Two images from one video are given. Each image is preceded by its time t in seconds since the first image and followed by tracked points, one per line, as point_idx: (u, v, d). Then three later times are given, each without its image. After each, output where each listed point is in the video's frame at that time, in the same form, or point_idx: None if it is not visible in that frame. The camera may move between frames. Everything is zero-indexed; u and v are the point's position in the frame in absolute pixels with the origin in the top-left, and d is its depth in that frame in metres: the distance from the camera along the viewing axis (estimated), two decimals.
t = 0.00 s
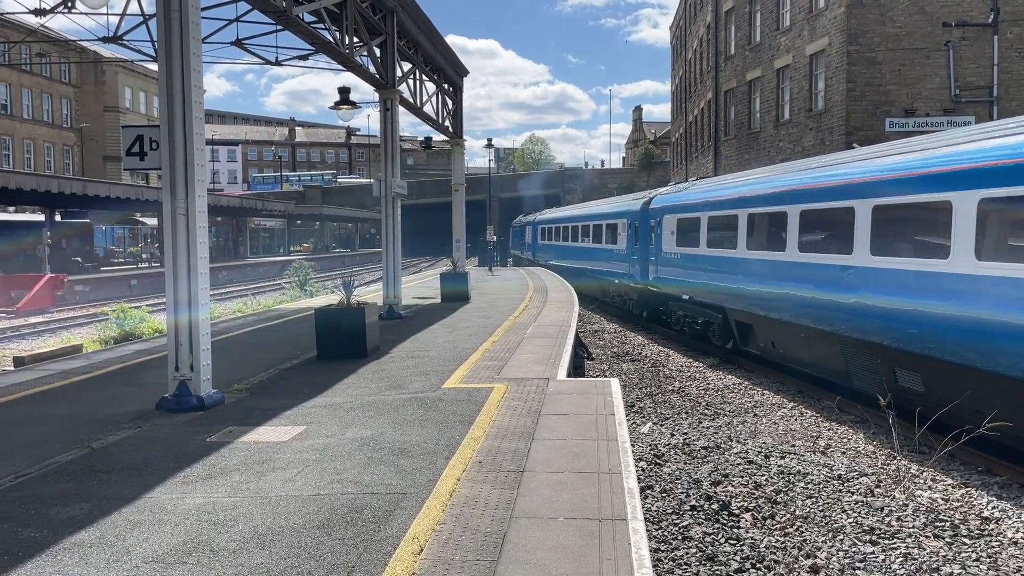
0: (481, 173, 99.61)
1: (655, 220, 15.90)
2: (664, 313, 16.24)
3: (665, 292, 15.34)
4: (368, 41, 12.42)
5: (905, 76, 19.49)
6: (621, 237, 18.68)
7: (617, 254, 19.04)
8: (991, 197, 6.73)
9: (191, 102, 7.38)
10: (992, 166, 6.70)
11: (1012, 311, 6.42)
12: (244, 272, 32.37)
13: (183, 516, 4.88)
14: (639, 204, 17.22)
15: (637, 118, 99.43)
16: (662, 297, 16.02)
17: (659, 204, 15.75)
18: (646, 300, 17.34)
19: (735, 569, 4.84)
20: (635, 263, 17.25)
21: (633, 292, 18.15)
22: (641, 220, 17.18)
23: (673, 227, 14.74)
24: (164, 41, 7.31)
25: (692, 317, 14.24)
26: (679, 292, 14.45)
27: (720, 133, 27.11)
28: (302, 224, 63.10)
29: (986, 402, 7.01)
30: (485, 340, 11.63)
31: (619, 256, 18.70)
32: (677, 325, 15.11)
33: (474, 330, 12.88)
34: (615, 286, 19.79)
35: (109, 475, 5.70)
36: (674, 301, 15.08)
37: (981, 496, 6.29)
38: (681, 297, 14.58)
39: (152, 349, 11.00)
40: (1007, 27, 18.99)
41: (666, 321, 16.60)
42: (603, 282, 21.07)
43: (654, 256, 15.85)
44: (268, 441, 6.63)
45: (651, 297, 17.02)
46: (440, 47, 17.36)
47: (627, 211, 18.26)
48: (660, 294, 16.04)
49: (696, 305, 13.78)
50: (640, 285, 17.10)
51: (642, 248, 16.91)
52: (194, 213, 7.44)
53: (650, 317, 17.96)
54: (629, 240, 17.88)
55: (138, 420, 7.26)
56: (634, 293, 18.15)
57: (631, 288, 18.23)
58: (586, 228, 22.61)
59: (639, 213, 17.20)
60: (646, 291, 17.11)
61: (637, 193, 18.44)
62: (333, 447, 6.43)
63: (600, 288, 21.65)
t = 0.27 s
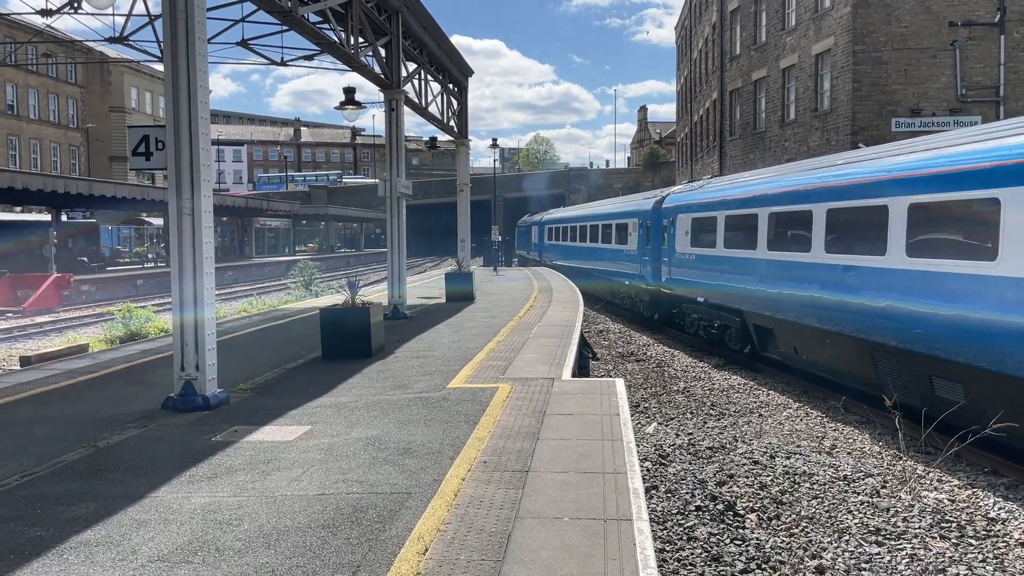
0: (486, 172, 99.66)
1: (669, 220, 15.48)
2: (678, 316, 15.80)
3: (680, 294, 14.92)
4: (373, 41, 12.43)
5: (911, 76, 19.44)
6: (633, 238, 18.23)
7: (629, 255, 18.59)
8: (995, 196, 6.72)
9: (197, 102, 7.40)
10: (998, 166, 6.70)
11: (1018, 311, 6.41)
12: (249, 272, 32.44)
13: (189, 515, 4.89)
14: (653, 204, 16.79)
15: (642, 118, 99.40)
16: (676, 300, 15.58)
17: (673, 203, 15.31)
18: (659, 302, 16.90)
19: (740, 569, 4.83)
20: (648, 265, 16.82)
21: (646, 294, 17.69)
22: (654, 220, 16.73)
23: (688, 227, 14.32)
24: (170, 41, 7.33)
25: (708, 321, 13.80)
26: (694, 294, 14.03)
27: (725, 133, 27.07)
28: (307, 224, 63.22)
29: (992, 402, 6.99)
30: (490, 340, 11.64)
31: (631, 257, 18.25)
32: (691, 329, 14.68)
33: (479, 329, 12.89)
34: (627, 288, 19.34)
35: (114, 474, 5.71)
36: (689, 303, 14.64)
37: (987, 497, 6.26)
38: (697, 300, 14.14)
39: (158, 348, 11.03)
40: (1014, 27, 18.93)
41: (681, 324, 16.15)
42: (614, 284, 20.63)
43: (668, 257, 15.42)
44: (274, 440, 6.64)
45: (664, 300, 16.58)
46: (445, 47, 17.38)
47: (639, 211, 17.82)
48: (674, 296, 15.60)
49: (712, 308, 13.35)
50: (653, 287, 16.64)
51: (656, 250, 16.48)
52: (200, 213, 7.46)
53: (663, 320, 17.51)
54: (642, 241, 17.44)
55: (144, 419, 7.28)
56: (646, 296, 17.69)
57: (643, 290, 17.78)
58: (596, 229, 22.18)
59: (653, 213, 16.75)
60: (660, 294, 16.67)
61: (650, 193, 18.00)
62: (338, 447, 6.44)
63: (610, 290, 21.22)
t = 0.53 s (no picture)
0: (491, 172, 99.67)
1: (681, 219, 14.99)
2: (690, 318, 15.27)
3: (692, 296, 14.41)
4: (377, 41, 12.44)
5: (917, 75, 19.39)
6: (642, 238, 17.70)
7: (638, 255, 18.05)
8: (1002, 196, 6.70)
9: (202, 102, 7.42)
10: (1002, 165, 6.69)
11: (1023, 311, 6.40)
12: (255, 271, 32.50)
13: (194, 515, 4.90)
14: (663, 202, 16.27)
15: (647, 118, 99.27)
16: (687, 302, 15.07)
17: (685, 202, 14.80)
18: (670, 304, 16.38)
19: (745, 569, 4.83)
20: (658, 265, 16.30)
21: (656, 296, 17.15)
22: (665, 220, 16.22)
23: (702, 227, 13.84)
24: (175, 41, 7.34)
25: (722, 324, 13.29)
26: (707, 296, 13.53)
27: (730, 133, 27.03)
28: (312, 224, 63.31)
29: (997, 401, 6.99)
30: (494, 339, 11.65)
31: (640, 258, 17.72)
32: (704, 332, 14.15)
33: (483, 329, 12.91)
34: (636, 289, 18.80)
35: (120, 473, 5.73)
36: (701, 306, 14.13)
37: (993, 497, 6.24)
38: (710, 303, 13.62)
39: (164, 348, 11.07)
40: (1020, 26, 18.87)
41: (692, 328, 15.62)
42: (623, 285, 20.08)
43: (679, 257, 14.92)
44: (279, 439, 6.65)
45: (675, 302, 16.05)
46: (450, 47, 17.40)
47: (649, 210, 17.29)
48: (686, 298, 15.08)
49: (726, 311, 12.85)
50: (664, 289, 16.12)
51: (667, 250, 15.96)
52: (206, 212, 7.48)
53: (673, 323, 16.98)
54: (652, 241, 16.92)
55: (149, 418, 7.30)
56: (656, 298, 17.13)
57: (654, 292, 17.25)
58: (603, 229, 21.66)
59: (664, 211, 16.23)
60: (670, 296, 16.15)
61: (660, 191, 17.47)
62: (343, 446, 6.45)
63: (618, 292, 20.69)
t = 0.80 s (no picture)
0: (494, 172, 99.68)
1: (695, 217, 14.60)
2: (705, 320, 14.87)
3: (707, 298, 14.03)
4: (381, 41, 12.44)
5: (921, 75, 19.36)
6: (655, 237, 17.29)
7: (649, 255, 17.65)
8: (1005, 196, 6.70)
9: (207, 102, 7.43)
10: (1007, 165, 6.67)
11: None
12: (259, 271, 32.54)
13: (198, 513, 4.91)
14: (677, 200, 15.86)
15: (651, 117, 99.23)
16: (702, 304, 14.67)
17: (701, 200, 14.39)
18: (683, 306, 15.99)
19: (749, 569, 4.82)
20: (671, 266, 15.91)
21: (669, 297, 16.75)
22: (679, 219, 15.81)
23: (717, 226, 13.45)
24: (181, 41, 7.36)
25: (739, 327, 12.90)
26: (724, 298, 13.15)
27: (734, 132, 27.01)
28: (317, 223, 63.37)
29: (1003, 402, 6.96)
30: (498, 339, 11.65)
31: (653, 258, 17.30)
32: (719, 335, 13.76)
33: (487, 329, 12.91)
34: (648, 290, 18.39)
35: (124, 472, 5.74)
36: (717, 308, 13.75)
37: (998, 497, 6.23)
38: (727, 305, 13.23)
39: (169, 347, 11.08)
40: None
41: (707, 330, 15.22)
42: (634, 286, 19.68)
43: (694, 258, 14.53)
44: (283, 438, 6.66)
45: (688, 303, 15.66)
46: (454, 47, 17.40)
47: (661, 208, 16.87)
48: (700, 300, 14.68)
49: (744, 313, 12.46)
50: (677, 290, 15.71)
51: (681, 250, 15.56)
52: (210, 212, 7.49)
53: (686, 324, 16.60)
54: (665, 241, 16.52)
55: (154, 417, 7.31)
56: (669, 299, 16.72)
57: (666, 293, 16.85)
58: (612, 228, 21.24)
59: (677, 210, 15.81)
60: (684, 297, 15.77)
61: (673, 189, 17.05)
62: (347, 445, 6.45)
63: (629, 293, 20.28)
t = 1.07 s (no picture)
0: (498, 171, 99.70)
1: (707, 216, 14.17)
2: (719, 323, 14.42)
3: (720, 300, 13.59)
4: (385, 40, 12.44)
5: (926, 74, 19.32)
6: (666, 237, 16.84)
7: (659, 255, 17.21)
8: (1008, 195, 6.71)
9: (212, 101, 7.43)
10: (1012, 164, 6.65)
11: None
12: (262, 270, 32.55)
13: (203, 513, 4.91)
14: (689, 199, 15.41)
15: (655, 117, 99.19)
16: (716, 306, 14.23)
17: (712, 198, 13.97)
18: (695, 307, 15.54)
19: (753, 569, 4.81)
20: (682, 266, 15.47)
21: (679, 299, 16.30)
22: (691, 218, 15.36)
23: (731, 225, 13.01)
24: (185, 40, 7.36)
25: (756, 330, 12.44)
26: (738, 300, 12.72)
27: (738, 132, 26.98)
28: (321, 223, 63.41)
29: (1008, 402, 6.94)
30: (502, 338, 11.65)
31: (663, 259, 16.84)
32: (733, 338, 13.35)
33: (491, 328, 12.92)
34: (658, 292, 17.92)
35: (129, 471, 5.75)
36: (731, 310, 13.30)
37: (1003, 497, 6.21)
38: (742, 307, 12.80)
39: (173, 346, 11.09)
40: None
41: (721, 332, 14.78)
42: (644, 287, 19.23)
43: (706, 258, 14.09)
44: (287, 438, 6.67)
45: (701, 305, 15.22)
46: (457, 46, 17.40)
47: (672, 207, 16.43)
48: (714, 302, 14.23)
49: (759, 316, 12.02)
50: (689, 292, 15.26)
51: (693, 250, 15.11)
52: (214, 211, 7.50)
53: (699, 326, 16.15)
54: (676, 241, 16.08)
55: (158, 416, 7.32)
56: (680, 301, 16.26)
57: (677, 295, 16.40)
58: (620, 228, 20.80)
59: (688, 208, 15.36)
60: (695, 299, 15.33)
61: (683, 187, 16.62)
62: (351, 444, 6.46)
63: (638, 295, 19.82)
